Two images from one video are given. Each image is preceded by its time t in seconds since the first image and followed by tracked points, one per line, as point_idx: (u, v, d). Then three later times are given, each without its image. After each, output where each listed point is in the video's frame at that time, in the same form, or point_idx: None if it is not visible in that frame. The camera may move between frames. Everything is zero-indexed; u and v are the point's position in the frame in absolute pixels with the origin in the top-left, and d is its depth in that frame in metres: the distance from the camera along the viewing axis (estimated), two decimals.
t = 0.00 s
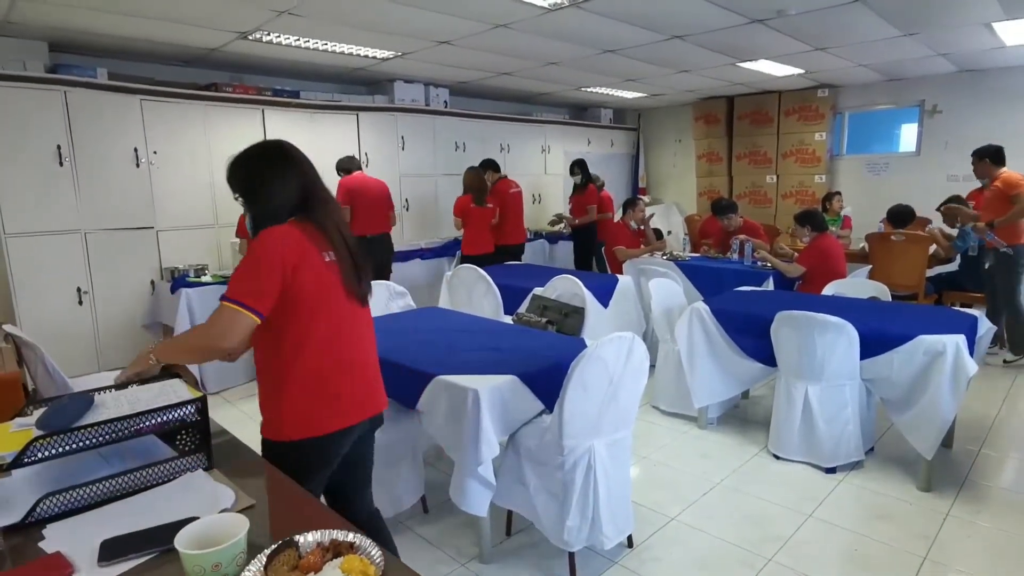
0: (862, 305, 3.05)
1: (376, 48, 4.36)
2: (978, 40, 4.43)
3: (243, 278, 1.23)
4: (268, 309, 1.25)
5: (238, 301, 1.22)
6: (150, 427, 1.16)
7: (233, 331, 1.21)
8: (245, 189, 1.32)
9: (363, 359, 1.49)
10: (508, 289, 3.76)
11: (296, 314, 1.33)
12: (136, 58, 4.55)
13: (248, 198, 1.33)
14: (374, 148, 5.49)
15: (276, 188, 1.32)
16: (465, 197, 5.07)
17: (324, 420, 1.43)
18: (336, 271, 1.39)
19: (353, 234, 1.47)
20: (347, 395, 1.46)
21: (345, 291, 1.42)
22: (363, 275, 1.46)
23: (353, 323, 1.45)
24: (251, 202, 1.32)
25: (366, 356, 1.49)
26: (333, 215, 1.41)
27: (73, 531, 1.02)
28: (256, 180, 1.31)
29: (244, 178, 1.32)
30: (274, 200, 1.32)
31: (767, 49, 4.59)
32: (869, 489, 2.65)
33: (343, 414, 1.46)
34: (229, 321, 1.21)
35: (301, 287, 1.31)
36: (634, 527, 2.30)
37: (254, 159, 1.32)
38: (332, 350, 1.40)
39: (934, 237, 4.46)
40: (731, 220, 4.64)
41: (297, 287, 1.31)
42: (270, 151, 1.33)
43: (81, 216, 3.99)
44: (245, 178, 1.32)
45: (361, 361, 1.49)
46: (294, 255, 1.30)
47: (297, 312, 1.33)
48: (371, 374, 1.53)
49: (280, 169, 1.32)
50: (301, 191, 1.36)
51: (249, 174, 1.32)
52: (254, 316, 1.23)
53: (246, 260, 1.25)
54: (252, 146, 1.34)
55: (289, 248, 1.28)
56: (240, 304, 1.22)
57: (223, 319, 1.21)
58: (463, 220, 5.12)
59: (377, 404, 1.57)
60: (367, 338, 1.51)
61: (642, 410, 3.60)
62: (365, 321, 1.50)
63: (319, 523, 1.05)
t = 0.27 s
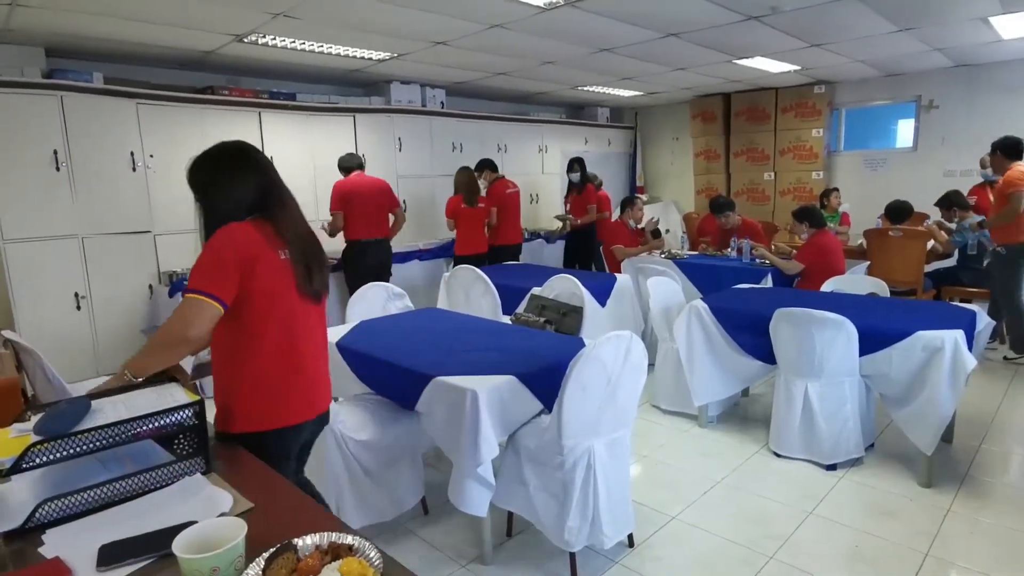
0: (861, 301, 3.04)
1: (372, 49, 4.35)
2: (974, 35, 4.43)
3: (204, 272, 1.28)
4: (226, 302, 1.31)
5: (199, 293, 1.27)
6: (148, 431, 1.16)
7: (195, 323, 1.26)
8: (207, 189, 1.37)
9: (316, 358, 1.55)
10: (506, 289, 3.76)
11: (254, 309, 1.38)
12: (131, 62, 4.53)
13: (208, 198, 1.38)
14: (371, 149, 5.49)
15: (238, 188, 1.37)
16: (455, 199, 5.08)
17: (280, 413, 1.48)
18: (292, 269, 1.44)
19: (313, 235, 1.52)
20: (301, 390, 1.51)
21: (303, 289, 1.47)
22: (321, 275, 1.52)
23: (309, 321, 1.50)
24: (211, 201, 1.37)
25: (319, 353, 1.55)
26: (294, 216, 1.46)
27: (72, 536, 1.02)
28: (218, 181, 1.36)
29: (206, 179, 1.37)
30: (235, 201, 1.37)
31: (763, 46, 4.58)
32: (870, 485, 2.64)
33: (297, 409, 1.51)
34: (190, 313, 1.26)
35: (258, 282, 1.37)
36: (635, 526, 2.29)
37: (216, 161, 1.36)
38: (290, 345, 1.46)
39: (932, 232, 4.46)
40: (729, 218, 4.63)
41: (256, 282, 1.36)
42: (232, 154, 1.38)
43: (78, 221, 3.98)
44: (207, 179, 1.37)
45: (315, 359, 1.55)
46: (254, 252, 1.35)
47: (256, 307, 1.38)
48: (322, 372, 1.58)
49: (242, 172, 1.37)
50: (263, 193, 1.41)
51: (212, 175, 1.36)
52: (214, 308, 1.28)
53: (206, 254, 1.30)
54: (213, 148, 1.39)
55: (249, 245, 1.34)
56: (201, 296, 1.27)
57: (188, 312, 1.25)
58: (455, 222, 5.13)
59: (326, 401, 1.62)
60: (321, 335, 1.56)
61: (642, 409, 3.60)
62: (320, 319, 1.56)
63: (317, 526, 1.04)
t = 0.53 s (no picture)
0: (851, 299, 3.07)
1: (363, 49, 4.34)
2: (961, 35, 4.47)
3: (208, 273, 1.27)
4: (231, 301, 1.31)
5: (207, 294, 1.27)
6: (137, 434, 1.16)
7: (208, 323, 1.26)
8: (183, 190, 1.34)
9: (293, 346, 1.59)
10: (498, 290, 3.76)
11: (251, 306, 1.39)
12: (120, 62, 4.50)
13: (186, 200, 1.35)
14: (362, 150, 5.48)
15: (218, 188, 1.36)
16: (448, 198, 5.10)
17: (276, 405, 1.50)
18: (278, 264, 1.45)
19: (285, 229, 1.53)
20: (290, 380, 1.54)
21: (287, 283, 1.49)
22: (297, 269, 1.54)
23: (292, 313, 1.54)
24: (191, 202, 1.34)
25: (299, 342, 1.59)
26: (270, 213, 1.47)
27: (61, 540, 1.01)
28: (196, 182, 1.34)
29: (180, 180, 1.34)
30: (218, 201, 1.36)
31: (752, 46, 4.61)
32: (861, 482, 2.66)
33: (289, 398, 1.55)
34: (201, 314, 1.25)
35: (257, 280, 1.38)
36: (628, 525, 2.30)
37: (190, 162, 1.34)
38: (281, 338, 1.48)
39: (921, 230, 4.50)
40: (721, 217, 4.65)
41: (255, 280, 1.37)
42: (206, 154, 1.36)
43: (66, 223, 3.95)
44: (182, 179, 1.34)
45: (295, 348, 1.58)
46: (251, 250, 1.36)
47: (253, 305, 1.39)
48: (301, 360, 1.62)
49: (219, 171, 1.36)
50: (243, 191, 1.41)
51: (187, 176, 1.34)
52: (223, 308, 1.28)
53: (202, 257, 1.28)
54: (182, 148, 1.36)
55: (246, 244, 1.34)
56: (206, 297, 1.27)
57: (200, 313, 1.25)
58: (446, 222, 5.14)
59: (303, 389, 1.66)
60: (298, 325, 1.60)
61: (635, 408, 3.61)
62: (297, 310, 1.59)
63: (309, 528, 1.04)
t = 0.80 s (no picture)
0: (843, 298, 3.08)
1: (356, 48, 4.33)
2: (951, 36, 4.50)
3: (215, 267, 1.32)
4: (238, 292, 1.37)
5: (218, 286, 1.32)
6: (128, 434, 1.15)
7: (223, 314, 1.31)
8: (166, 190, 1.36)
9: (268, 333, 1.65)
10: (492, 290, 3.76)
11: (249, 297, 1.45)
12: (110, 61, 4.47)
13: (170, 200, 1.36)
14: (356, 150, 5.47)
15: (201, 187, 1.39)
16: (444, 197, 5.08)
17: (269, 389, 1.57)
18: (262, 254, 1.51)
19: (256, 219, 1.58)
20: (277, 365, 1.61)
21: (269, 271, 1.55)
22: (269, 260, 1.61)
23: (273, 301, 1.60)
24: (176, 201, 1.36)
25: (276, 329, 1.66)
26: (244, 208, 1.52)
27: (52, 542, 1.00)
28: (180, 182, 1.36)
29: (162, 180, 1.35)
30: (203, 198, 1.39)
31: (745, 47, 4.63)
32: (853, 480, 2.68)
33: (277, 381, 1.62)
34: (216, 306, 1.30)
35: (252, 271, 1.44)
36: (622, 524, 2.31)
37: (169, 162, 1.36)
38: (269, 324, 1.55)
39: (912, 230, 4.53)
40: (714, 217, 4.67)
41: (251, 271, 1.43)
42: (182, 154, 1.39)
43: (56, 224, 3.92)
44: (164, 180, 1.35)
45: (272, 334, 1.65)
46: (244, 243, 1.41)
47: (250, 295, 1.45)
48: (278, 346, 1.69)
49: (198, 171, 1.40)
50: (222, 188, 1.45)
51: (169, 176, 1.36)
52: (233, 298, 1.34)
53: (204, 253, 1.32)
54: (157, 148, 1.37)
55: (240, 237, 1.40)
56: (214, 290, 1.31)
57: (217, 304, 1.30)
58: (441, 220, 5.12)
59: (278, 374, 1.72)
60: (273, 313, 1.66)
61: (628, 408, 3.62)
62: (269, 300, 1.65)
63: (301, 529, 1.04)
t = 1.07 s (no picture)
0: (840, 298, 3.09)
1: (354, 48, 4.33)
2: (946, 37, 4.52)
3: (219, 264, 1.35)
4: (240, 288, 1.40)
5: (224, 283, 1.35)
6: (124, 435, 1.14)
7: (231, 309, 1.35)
8: (158, 191, 1.36)
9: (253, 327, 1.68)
10: (489, 290, 3.76)
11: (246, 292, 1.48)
12: (107, 61, 4.46)
13: (163, 200, 1.37)
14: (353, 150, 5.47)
15: (192, 186, 1.40)
16: (443, 197, 5.07)
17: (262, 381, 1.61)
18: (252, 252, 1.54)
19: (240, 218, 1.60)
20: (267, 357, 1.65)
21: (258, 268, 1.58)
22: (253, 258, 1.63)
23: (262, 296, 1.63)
24: (169, 202, 1.37)
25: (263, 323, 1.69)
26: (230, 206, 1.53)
27: (47, 542, 1.00)
28: (172, 182, 1.37)
29: (154, 181, 1.36)
30: (196, 198, 1.40)
31: (742, 47, 4.64)
32: (849, 480, 2.69)
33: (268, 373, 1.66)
34: (224, 302, 1.34)
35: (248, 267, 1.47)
36: (618, 524, 2.31)
37: (160, 163, 1.37)
38: (260, 318, 1.59)
39: (908, 230, 4.54)
40: (710, 217, 4.68)
41: (248, 267, 1.47)
42: (170, 154, 1.39)
43: (52, 223, 3.90)
44: (156, 181, 1.36)
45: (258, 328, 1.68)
46: (240, 240, 1.44)
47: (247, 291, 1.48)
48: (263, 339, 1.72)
49: (188, 170, 1.41)
50: (211, 187, 1.46)
51: (160, 177, 1.36)
52: (238, 293, 1.37)
53: (208, 250, 1.35)
54: (146, 149, 1.37)
55: (236, 234, 1.43)
56: (221, 285, 1.34)
57: (226, 300, 1.34)
58: (440, 220, 5.12)
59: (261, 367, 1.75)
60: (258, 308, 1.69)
61: (625, 408, 3.62)
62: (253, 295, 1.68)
63: (297, 529, 1.03)
